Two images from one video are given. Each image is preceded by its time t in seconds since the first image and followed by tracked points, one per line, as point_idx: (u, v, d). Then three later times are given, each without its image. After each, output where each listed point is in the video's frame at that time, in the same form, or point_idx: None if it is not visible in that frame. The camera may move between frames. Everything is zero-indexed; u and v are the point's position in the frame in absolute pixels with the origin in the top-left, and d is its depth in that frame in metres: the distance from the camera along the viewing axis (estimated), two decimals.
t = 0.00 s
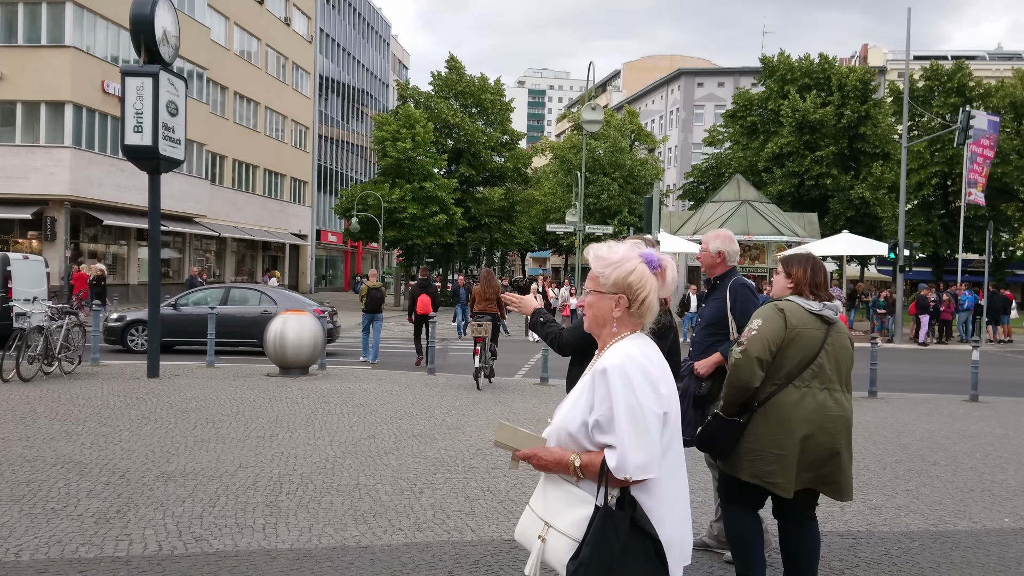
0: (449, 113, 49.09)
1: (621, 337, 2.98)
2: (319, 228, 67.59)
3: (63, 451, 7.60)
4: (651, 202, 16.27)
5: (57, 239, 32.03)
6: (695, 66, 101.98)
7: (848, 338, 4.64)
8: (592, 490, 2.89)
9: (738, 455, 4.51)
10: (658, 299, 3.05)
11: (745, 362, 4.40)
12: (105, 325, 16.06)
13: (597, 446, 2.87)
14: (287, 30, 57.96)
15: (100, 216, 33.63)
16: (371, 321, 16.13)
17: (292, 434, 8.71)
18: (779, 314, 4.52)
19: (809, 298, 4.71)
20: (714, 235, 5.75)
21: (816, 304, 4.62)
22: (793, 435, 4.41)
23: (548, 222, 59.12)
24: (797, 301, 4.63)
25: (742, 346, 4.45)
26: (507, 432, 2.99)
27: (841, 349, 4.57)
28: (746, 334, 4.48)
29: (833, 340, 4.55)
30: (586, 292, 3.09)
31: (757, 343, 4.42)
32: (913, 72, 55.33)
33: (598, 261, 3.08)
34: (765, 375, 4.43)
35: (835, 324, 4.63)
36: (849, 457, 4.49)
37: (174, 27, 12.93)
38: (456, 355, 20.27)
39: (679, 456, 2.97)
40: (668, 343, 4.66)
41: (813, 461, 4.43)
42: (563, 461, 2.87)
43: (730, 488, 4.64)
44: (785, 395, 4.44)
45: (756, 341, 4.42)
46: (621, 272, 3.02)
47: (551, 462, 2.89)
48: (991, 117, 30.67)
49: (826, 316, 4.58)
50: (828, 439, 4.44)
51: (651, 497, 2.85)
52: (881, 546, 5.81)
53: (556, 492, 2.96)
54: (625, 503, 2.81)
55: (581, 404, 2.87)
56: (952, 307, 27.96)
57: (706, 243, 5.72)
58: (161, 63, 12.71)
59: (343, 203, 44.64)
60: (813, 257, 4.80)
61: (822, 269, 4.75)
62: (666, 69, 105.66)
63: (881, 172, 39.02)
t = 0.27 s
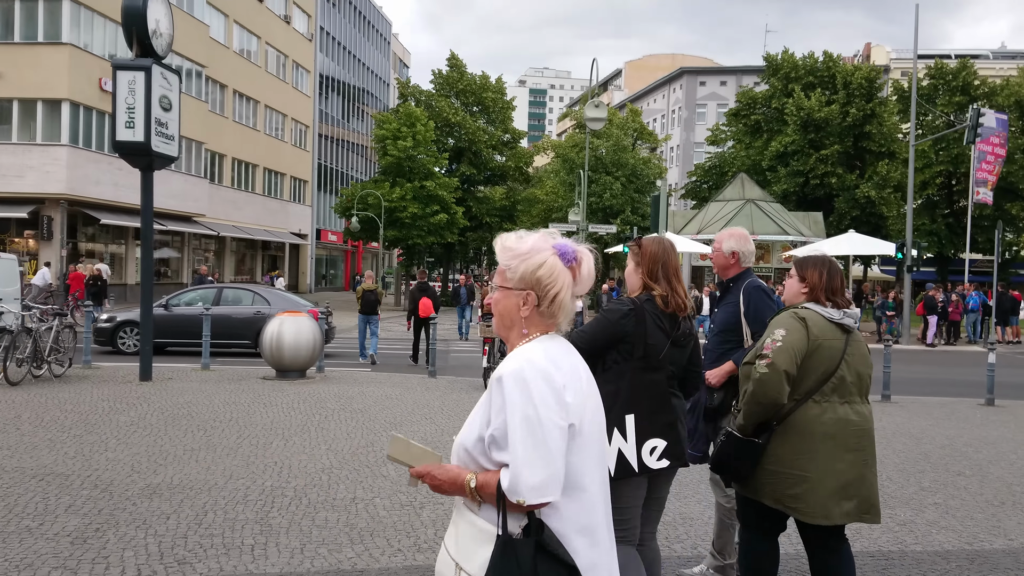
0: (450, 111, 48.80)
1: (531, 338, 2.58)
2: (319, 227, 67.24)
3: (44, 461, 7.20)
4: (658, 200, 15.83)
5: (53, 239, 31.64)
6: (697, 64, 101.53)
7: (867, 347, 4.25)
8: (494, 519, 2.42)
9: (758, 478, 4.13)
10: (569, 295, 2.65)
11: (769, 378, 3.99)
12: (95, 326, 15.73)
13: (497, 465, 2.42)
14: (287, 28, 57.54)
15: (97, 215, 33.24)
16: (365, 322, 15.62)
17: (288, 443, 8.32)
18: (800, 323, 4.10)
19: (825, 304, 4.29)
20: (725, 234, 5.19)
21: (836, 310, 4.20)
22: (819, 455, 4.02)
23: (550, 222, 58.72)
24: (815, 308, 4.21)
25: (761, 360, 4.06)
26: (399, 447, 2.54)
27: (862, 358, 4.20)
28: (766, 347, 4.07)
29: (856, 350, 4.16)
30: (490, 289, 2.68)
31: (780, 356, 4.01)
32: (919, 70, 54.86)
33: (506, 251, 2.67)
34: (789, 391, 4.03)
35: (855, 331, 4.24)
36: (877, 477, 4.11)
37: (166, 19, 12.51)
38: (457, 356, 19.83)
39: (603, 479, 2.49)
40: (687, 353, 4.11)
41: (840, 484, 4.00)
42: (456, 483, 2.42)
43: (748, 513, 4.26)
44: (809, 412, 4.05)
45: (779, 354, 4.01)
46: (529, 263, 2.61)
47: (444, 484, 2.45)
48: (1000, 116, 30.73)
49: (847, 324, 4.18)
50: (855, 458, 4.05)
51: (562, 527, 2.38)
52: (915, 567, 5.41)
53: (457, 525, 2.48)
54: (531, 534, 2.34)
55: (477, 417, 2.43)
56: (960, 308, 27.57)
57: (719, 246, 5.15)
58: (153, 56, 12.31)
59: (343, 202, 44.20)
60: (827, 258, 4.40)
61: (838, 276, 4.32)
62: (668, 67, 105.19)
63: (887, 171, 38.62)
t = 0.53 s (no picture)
0: (448, 111, 48.51)
1: (383, 342, 2.35)
2: (316, 228, 66.84)
3: (17, 471, 6.84)
4: (661, 200, 15.46)
5: (46, 239, 31.24)
6: (696, 64, 101.29)
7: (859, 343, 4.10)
8: (326, 543, 2.20)
9: (741, 489, 4.03)
10: (431, 293, 2.42)
11: (749, 385, 3.86)
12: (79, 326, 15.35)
13: (335, 484, 2.18)
14: (284, 27, 57.16)
15: (91, 215, 32.85)
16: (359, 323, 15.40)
17: (275, 450, 7.98)
18: (782, 324, 3.94)
19: (811, 301, 4.14)
20: (729, 230, 4.79)
21: (822, 308, 4.05)
22: (805, 467, 3.91)
23: (549, 222, 58.36)
24: (798, 307, 4.06)
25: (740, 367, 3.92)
26: (225, 466, 2.26)
27: (850, 357, 4.04)
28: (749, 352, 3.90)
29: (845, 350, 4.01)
30: (342, 288, 2.43)
31: (760, 362, 3.86)
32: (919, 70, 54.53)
33: (360, 245, 2.40)
34: (772, 398, 3.91)
35: (843, 327, 4.07)
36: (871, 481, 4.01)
37: (153, 11, 12.13)
38: (454, 359, 19.49)
39: (460, 495, 2.29)
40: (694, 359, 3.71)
41: (827, 492, 3.88)
42: (288, 504, 2.18)
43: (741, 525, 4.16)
44: (794, 419, 3.92)
45: (761, 361, 3.86)
46: (383, 258, 2.37)
47: (276, 507, 2.21)
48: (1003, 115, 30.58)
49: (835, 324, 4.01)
50: (846, 463, 3.92)
51: (410, 555, 2.15)
52: None
53: (292, 549, 2.24)
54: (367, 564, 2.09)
55: (312, 430, 2.20)
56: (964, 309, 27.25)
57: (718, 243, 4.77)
58: (139, 50, 11.94)
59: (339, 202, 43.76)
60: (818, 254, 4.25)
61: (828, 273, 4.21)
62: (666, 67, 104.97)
63: (888, 171, 38.31)
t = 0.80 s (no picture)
0: (444, 109, 48.14)
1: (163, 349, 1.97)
2: (311, 227, 66.39)
3: None
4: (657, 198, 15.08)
5: (35, 238, 30.78)
6: (692, 63, 100.96)
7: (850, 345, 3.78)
8: None
9: (729, 510, 3.69)
10: (227, 290, 2.02)
11: (728, 396, 3.53)
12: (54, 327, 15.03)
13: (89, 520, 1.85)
14: (278, 24, 56.73)
15: (81, 214, 32.40)
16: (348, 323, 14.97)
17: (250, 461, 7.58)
18: (761, 329, 3.61)
19: (794, 302, 3.81)
20: (714, 226, 4.35)
21: (804, 309, 3.72)
22: (797, 483, 3.58)
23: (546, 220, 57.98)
24: (779, 308, 3.72)
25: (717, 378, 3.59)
26: None
27: (838, 364, 3.71)
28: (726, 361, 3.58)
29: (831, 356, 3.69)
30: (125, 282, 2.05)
31: (737, 371, 3.53)
32: (918, 68, 54.22)
33: (140, 229, 2.01)
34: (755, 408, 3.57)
35: (829, 330, 3.75)
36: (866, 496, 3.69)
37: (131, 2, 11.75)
38: (446, 361, 19.09)
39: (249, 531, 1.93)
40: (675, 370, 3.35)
41: (818, 511, 3.57)
42: (34, 538, 1.87)
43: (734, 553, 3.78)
44: (780, 430, 3.60)
45: (737, 370, 3.53)
46: (165, 246, 1.97)
47: (25, 541, 1.90)
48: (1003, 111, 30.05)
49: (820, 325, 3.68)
50: (836, 479, 3.62)
51: None
52: None
53: None
54: None
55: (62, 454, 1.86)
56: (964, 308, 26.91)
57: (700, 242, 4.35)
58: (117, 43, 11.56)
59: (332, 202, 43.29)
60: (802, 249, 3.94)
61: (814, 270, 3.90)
62: (664, 66, 104.68)
63: (887, 169, 37.98)
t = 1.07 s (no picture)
0: (428, 107, 47.74)
1: None
2: (294, 227, 65.74)
3: None
4: (640, 196, 14.77)
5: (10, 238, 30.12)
6: (677, 64, 101.00)
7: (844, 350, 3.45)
8: None
9: (722, 525, 3.29)
10: None
11: (730, 397, 3.14)
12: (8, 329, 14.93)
13: None
14: (261, 22, 56.16)
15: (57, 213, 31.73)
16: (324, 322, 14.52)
17: (210, 468, 7.15)
18: (764, 323, 3.25)
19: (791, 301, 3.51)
20: (677, 214, 3.82)
21: (804, 305, 3.37)
22: (800, 497, 3.23)
23: (531, 220, 57.67)
24: (781, 304, 3.36)
25: (718, 376, 3.20)
26: None
27: (836, 367, 3.39)
28: (726, 357, 3.20)
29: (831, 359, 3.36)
30: None
31: (741, 370, 3.14)
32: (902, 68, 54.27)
33: None
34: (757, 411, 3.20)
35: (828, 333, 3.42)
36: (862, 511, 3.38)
37: None
38: (426, 362, 18.67)
39: None
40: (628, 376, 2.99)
41: (816, 526, 3.25)
42: None
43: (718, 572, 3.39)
44: (783, 438, 3.24)
45: (742, 367, 3.15)
46: None
47: None
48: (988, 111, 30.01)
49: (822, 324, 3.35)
50: (835, 491, 3.28)
51: None
52: None
53: None
54: None
55: None
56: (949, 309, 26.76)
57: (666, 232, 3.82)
58: (80, 32, 11.15)
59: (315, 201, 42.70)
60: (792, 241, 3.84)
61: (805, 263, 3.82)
62: (649, 66, 104.63)
63: (872, 169, 37.91)
